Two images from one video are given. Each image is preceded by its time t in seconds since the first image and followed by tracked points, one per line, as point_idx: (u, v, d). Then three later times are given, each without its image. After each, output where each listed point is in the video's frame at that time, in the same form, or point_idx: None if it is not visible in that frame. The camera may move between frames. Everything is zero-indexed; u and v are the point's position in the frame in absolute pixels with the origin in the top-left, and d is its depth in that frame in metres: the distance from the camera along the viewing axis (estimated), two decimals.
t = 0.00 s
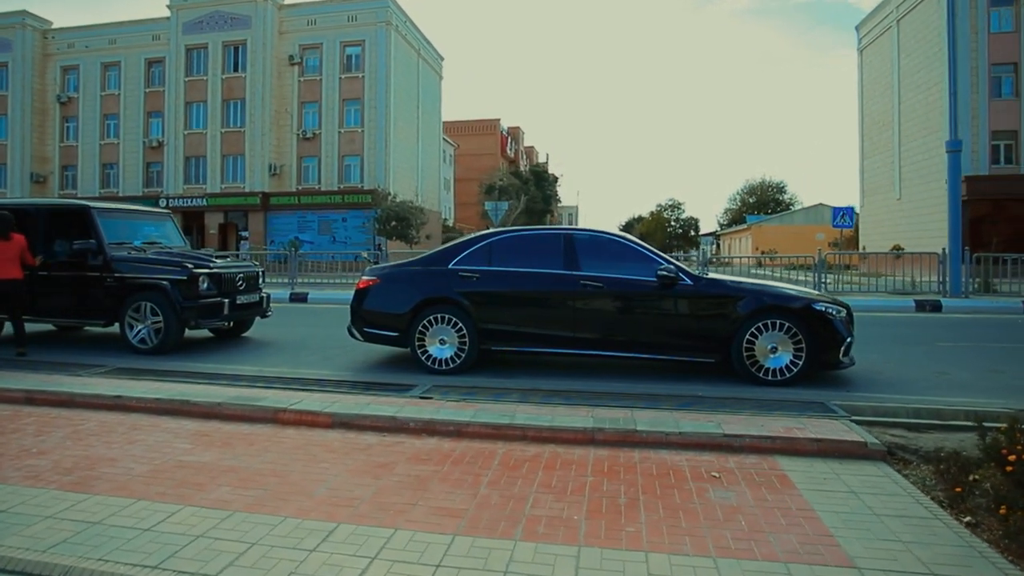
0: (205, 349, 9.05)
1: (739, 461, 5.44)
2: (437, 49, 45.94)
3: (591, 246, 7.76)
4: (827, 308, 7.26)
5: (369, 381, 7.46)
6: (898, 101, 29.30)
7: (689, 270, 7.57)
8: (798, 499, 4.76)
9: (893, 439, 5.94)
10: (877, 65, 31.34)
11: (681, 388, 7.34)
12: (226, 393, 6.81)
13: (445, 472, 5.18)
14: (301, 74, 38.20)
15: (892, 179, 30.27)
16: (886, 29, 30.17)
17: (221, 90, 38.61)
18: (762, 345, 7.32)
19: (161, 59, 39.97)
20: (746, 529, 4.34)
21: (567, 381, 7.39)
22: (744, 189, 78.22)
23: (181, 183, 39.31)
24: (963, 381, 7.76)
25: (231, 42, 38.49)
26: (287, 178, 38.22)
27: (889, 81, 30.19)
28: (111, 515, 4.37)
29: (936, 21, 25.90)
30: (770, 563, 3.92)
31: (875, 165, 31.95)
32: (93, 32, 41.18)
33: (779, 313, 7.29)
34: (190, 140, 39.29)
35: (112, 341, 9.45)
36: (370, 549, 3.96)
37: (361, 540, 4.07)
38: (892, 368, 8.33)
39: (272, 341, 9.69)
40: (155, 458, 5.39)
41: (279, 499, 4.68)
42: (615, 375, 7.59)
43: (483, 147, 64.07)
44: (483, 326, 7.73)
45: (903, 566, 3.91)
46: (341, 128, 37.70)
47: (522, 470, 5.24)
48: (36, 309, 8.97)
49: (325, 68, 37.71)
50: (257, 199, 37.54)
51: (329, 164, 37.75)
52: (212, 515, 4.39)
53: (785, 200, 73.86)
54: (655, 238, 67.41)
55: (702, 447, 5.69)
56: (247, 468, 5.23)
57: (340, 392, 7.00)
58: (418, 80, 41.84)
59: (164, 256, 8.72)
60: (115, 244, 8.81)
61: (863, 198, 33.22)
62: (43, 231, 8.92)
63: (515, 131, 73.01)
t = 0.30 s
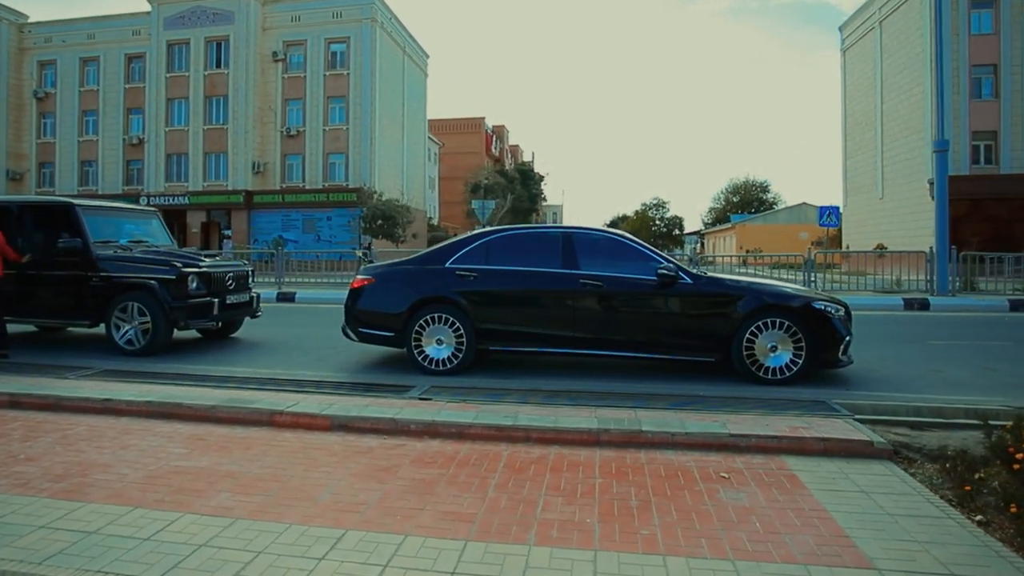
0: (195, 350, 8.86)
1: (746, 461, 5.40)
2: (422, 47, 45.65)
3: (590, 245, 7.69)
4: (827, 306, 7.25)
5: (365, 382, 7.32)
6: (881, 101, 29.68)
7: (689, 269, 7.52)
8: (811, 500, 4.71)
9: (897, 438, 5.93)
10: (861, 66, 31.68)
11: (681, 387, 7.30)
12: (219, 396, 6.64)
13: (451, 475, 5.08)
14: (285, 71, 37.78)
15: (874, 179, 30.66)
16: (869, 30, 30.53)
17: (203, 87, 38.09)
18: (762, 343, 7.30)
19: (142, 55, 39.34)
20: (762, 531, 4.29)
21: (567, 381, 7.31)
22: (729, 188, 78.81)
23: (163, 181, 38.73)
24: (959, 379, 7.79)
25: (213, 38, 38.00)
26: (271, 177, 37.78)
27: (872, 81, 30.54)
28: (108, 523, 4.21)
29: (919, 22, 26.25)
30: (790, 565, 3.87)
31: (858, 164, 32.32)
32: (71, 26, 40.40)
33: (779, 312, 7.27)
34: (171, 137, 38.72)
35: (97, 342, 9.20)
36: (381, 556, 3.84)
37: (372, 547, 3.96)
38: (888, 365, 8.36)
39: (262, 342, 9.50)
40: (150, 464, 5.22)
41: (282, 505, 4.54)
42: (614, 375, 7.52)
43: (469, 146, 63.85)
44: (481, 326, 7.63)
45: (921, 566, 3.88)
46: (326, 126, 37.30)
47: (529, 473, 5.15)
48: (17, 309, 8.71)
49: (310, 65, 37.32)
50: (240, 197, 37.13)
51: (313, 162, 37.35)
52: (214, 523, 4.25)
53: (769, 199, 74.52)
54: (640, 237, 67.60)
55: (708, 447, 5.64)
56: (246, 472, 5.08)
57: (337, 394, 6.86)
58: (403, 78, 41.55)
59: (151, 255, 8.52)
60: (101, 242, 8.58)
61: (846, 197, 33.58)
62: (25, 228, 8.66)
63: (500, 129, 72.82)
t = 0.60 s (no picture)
0: (184, 352, 8.66)
1: (753, 462, 5.36)
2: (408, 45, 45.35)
3: (589, 244, 7.62)
4: (826, 306, 7.24)
5: (362, 384, 7.19)
6: (864, 102, 30.04)
7: (688, 269, 7.48)
8: (822, 501, 4.68)
9: (900, 438, 5.92)
10: (844, 67, 32.02)
11: (681, 387, 7.25)
12: (213, 399, 6.48)
13: (456, 479, 4.97)
14: (268, 68, 37.34)
15: (857, 179, 31.02)
16: (852, 32, 30.89)
17: (184, 84, 37.58)
18: (761, 343, 7.27)
19: (122, 50, 38.67)
20: (776, 533, 4.25)
21: (566, 382, 7.24)
22: (713, 188, 79.35)
23: (143, 179, 38.13)
24: (955, 377, 7.82)
25: (195, 34, 37.52)
26: (254, 175, 37.35)
27: (856, 82, 30.88)
28: (105, 533, 4.05)
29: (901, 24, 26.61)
30: (809, 569, 3.82)
31: (842, 164, 32.67)
32: (48, 21, 39.59)
33: (779, 312, 7.25)
34: (152, 134, 38.14)
35: (83, 344, 8.96)
36: (394, 565, 3.73)
37: (383, 555, 3.85)
38: (885, 365, 8.37)
39: (253, 343, 9.31)
40: (145, 471, 5.05)
41: (287, 513, 4.40)
42: (613, 376, 7.46)
43: (453, 145, 63.64)
44: (479, 326, 7.53)
45: (939, 567, 3.85)
46: (310, 124, 36.91)
47: (537, 476, 5.07)
48: None
49: (294, 62, 36.93)
50: (223, 196, 36.69)
51: (297, 161, 36.94)
52: (218, 532, 4.11)
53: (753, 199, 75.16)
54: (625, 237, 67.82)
55: (714, 448, 5.59)
56: (247, 478, 4.94)
57: (333, 396, 6.72)
58: (388, 76, 41.25)
59: (138, 255, 8.31)
60: (86, 242, 8.36)
61: (829, 197, 33.93)
62: (6, 227, 8.42)
63: (485, 128, 72.70)
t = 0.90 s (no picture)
0: (173, 354, 8.48)
1: (761, 463, 5.33)
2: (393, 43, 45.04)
3: (588, 244, 7.57)
4: (825, 306, 7.25)
5: (360, 387, 7.07)
6: (847, 103, 30.41)
7: (688, 269, 7.45)
8: (834, 503, 4.66)
9: (903, 437, 5.93)
10: (828, 68, 32.37)
11: (682, 388, 7.23)
12: (208, 403, 6.33)
13: (465, 483, 4.89)
14: (252, 65, 36.88)
15: (841, 180, 31.39)
16: (836, 33, 31.24)
17: (167, 81, 37.06)
18: (761, 343, 7.26)
19: (101, 46, 37.98)
20: (792, 535, 4.22)
21: (567, 383, 7.18)
22: (697, 188, 79.82)
23: (123, 177, 37.48)
24: (950, 377, 7.87)
25: (177, 30, 37.02)
26: (237, 173, 36.88)
27: (839, 84, 31.23)
28: (107, 544, 3.91)
29: (884, 27, 27.01)
30: (829, 572, 3.79)
31: (825, 164, 33.02)
32: (25, 15, 38.76)
33: (778, 312, 7.24)
34: (132, 132, 37.52)
35: (68, 347, 8.73)
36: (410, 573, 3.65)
37: (398, 563, 3.75)
38: (879, 364, 8.41)
39: (244, 345, 9.13)
40: (143, 477, 4.91)
41: (293, 520, 4.29)
42: (613, 377, 7.41)
43: (438, 144, 63.34)
44: (478, 327, 7.45)
45: (958, 568, 3.84)
46: (294, 122, 36.51)
47: (546, 479, 5.00)
48: None
49: (278, 59, 36.54)
50: (205, 194, 36.17)
51: (281, 159, 36.53)
52: (225, 541, 3.98)
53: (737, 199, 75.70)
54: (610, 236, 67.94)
55: (721, 449, 5.56)
56: (249, 484, 4.81)
57: (332, 399, 6.59)
58: (374, 74, 40.95)
59: (127, 255, 8.10)
60: (72, 241, 8.15)
61: (813, 197, 34.25)
62: None
63: (470, 127, 72.49)
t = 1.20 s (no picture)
0: (160, 355, 8.29)
1: (766, 463, 5.32)
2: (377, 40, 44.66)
3: (586, 243, 7.53)
4: (821, 305, 7.27)
5: (357, 388, 6.96)
6: (829, 104, 30.77)
7: (686, 269, 7.44)
8: (841, 503, 4.65)
9: (903, 435, 5.95)
10: (810, 69, 32.75)
11: (681, 388, 7.21)
12: (202, 406, 6.18)
13: (471, 486, 4.82)
14: (234, 61, 36.42)
15: (823, 179, 31.73)
16: (818, 34, 31.61)
17: (146, 76, 36.49)
18: (758, 342, 7.27)
19: (79, 41, 37.23)
20: (803, 535, 4.20)
21: (565, 383, 7.13)
22: (681, 187, 80.25)
23: (101, 175, 36.79)
24: (941, 374, 7.94)
25: (157, 25, 36.45)
26: (218, 171, 36.37)
27: (821, 85, 31.59)
28: (107, 553, 3.78)
29: (865, 29, 27.37)
30: (845, 571, 3.78)
31: (808, 164, 33.36)
32: None
33: (776, 311, 7.26)
34: (111, 128, 36.89)
35: (52, 348, 8.49)
36: None
37: (410, 569, 3.67)
38: (872, 362, 8.45)
39: (233, 346, 8.95)
40: (139, 483, 4.76)
41: (299, 525, 4.18)
42: (611, 377, 7.37)
43: (421, 142, 62.99)
44: (474, 327, 7.37)
45: (970, 566, 3.85)
46: (276, 120, 36.08)
47: (552, 481, 4.94)
48: None
49: (260, 55, 36.11)
50: (186, 192, 35.60)
51: (263, 156, 36.10)
52: (231, 548, 3.87)
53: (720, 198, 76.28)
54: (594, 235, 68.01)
55: (725, 449, 5.55)
56: (250, 489, 4.69)
57: (328, 401, 6.47)
58: (357, 72, 40.58)
59: (113, 254, 7.90)
60: (55, 240, 7.95)
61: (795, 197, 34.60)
62: None
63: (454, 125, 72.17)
